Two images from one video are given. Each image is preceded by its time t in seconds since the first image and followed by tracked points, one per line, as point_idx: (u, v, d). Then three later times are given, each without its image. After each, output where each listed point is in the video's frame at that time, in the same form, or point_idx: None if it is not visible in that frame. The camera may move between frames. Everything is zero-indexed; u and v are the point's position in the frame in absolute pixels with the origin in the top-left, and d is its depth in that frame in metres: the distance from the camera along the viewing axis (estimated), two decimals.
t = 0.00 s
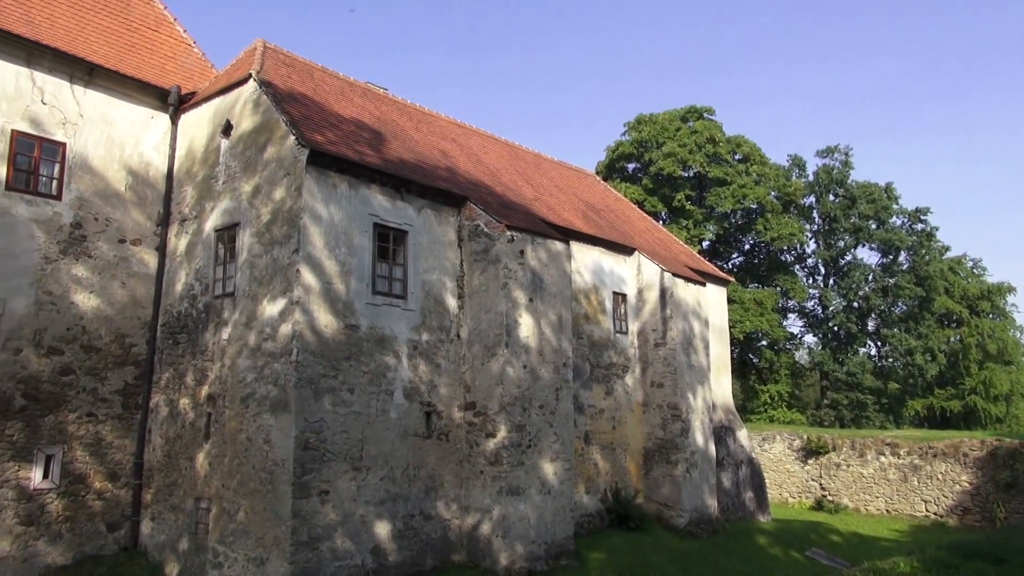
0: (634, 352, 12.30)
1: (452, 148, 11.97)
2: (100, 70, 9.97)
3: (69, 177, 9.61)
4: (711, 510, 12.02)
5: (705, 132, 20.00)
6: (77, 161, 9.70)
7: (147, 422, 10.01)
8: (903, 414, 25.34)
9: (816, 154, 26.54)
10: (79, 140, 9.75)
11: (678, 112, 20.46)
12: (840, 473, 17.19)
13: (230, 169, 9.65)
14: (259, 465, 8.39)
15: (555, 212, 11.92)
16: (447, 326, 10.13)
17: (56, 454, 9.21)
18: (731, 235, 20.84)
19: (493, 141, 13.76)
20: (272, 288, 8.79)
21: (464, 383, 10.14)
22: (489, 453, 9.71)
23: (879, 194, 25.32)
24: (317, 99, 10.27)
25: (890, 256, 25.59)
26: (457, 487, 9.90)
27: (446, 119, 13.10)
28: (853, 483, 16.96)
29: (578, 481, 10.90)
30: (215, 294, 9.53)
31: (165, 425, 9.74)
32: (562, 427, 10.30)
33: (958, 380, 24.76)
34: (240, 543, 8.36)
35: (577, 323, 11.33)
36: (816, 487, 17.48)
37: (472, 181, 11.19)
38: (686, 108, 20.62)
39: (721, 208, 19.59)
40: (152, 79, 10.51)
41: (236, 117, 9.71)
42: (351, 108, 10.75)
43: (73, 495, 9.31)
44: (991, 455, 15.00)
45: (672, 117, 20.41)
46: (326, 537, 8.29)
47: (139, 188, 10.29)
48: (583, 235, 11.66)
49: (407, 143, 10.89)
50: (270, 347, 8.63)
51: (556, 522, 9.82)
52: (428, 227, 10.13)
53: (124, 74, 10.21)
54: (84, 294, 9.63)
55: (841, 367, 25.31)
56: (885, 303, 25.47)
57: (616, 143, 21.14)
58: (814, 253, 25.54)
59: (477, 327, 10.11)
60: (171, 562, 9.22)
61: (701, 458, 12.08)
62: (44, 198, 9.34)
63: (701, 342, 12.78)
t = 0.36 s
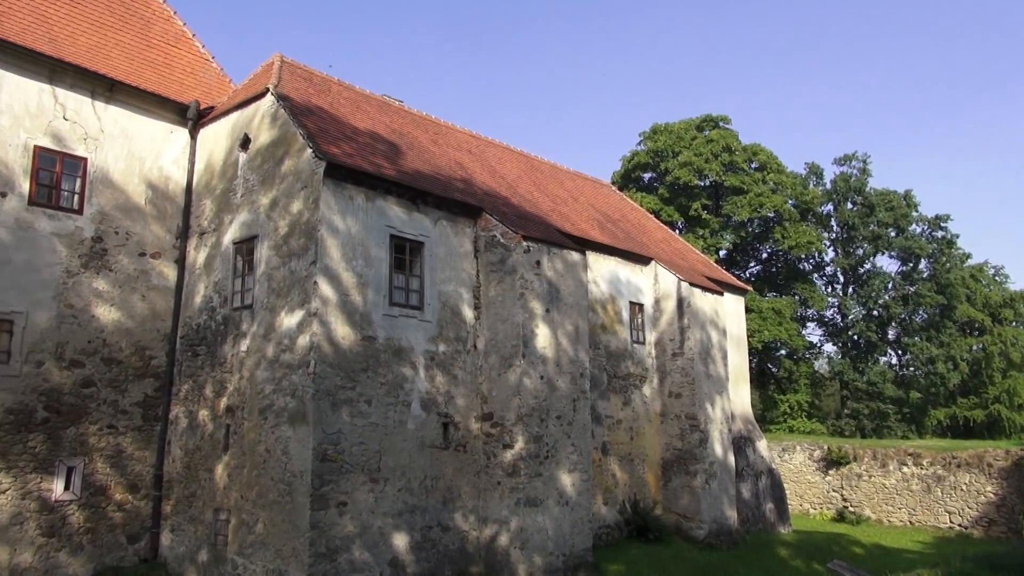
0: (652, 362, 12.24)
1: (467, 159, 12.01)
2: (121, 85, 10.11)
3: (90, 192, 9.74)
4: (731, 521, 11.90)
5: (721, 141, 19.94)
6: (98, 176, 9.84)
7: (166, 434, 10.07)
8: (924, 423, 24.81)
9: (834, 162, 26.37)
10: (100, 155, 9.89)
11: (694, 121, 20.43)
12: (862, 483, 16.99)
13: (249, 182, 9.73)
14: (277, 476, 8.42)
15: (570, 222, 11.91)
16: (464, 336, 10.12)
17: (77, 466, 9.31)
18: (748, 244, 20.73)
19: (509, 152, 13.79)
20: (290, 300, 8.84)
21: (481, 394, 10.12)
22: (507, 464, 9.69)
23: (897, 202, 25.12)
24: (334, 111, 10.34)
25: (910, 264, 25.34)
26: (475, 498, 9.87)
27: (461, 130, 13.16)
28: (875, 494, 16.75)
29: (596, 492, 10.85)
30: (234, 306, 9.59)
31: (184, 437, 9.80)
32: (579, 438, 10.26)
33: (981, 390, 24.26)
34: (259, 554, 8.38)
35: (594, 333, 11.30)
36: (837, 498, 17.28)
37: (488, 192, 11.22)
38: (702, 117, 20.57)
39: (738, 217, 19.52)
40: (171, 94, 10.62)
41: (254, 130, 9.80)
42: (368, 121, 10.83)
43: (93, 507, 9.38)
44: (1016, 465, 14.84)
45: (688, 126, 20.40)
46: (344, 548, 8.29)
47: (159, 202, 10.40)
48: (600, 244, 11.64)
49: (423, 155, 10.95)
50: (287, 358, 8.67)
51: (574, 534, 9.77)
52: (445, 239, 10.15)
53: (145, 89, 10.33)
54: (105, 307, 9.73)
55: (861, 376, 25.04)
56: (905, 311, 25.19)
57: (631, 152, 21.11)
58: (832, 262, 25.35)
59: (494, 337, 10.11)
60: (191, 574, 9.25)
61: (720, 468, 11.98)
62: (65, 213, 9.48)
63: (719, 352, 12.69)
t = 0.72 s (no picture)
0: (672, 372, 12.17)
1: (486, 170, 12.05)
2: (145, 102, 10.25)
3: (115, 207, 9.88)
4: (754, 533, 11.79)
5: (740, 149, 19.87)
6: (123, 190, 9.98)
7: (189, 446, 10.14)
8: (951, 432, 24.76)
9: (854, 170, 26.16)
10: (125, 170, 10.03)
11: (712, 129, 20.37)
12: (887, 494, 16.76)
13: (269, 195, 9.83)
14: (298, 488, 8.45)
15: (589, 232, 11.90)
16: (483, 347, 10.12)
17: (102, 477, 9.41)
18: (769, 252, 20.58)
19: (527, 163, 13.83)
20: (311, 311, 8.89)
21: (501, 404, 10.11)
22: (527, 475, 9.68)
23: (920, 209, 24.90)
24: (353, 125, 10.43)
25: (933, 271, 25.01)
26: (495, 509, 9.84)
27: (479, 141, 13.21)
28: (901, 505, 16.51)
29: (617, 503, 10.78)
30: (255, 318, 9.67)
31: (207, 448, 9.87)
32: (600, 449, 10.23)
33: (1010, 399, 24.11)
34: (281, 566, 8.41)
35: (614, 343, 11.28)
36: (863, 509, 17.05)
37: (506, 203, 11.24)
38: (720, 125, 20.51)
39: (758, 225, 19.35)
40: (194, 110, 10.76)
41: (275, 144, 9.90)
42: (386, 133, 10.90)
43: (118, 518, 9.46)
44: None
45: (706, 135, 20.35)
46: (365, 559, 8.30)
47: (182, 215, 10.52)
48: (618, 254, 11.62)
49: (442, 167, 10.99)
50: (308, 370, 8.71)
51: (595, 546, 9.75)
52: (464, 250, 10.18)
53: (168, 106, 10.47)
54: (129, 320, 9.84)
55: (885, 385, 24.73)
56: (930, 319, 24.79)
57: (649, 162, 21.08)
58: (854, 269, 25.12)
59: (514, 348, 10.11)
60: None
61: (742, 479, 11.87)
62: (90, 227, 9.63)
63: (740, 361, 12.60)
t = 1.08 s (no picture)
0: (697, 381, 12.08)
1: (507, 180, 12.08)
2: (171, 118, 10.41)
3: (143, 222, 10.03)
4: (783, 543, 11.64)
5: (762, 155, 19.70)
6: (150, 206, 10.13)
7: (217, 457, 10.23)
8: (985, 440, 24.38)
9: (880, 174, 25.88)
10: (152, 186, 10.19)
11: (734, 136, 20.26)
12: (920, 504, 16.46)
13: (294, 208, 9.92)
14: (325, 499, 8.48)
15: (611, 241, 11.87)
16: (506, 357, 10.09)
17: (131, 489, 9.51)
18: (794, 259, 20.39)
19: (548, 172, 13.85)
20: (335, 323, 8.95)
21: (526, 414, 10.09)
22: (553, 485, 9.66)
23: (948, 212, 24.54)
24: (375, 137, 10.51)
25: (963, 276, 24.64)
26: (521, 520, 9.79)
27: (500, 152, 13.25)
28: (934, 515, 16.23)
29: (644, 514, 10.70)
30: (281, 330, 9.75)
31: (234, 460, 9.95)
32: (625, 459, 10.20)
33: None
34: None
35: (638, 352, 11.23)
36: (894, 519, 16.75)
37: (528, 212, 11.26)
38: (742, 132, 20.40)
39: (782, 232, 19.21)
40: (219, 125, 10.91)
41: (299, 157, 10.01)
42: (408, 145, 10.97)
43: (147, 529, 9.55)
44: None
45: (728, 142, 20.27)
46: (392, 571, 8.30)
47: (208, 230, 10.65)
48: (641, 262, 11.57)
49: (463, 177, 11.04)
50: (333, 381, 8.76)
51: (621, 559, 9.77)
52: (487, 260, 10.20)
53: (194, 121, 10.62)
54: (157, 333, 9.97)
55: (915, 393, 24.31)
56: (960, 325, 24.41)
57: (671, 169, 21.06)
58: (881, 275, 24.80)
59: (538, 358, 10.10)
60: None
61: (770, 488, 11.74)
62: (119, 242, 9.78)
63: (766, 370, 12.48)
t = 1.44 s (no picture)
0: (735, 391, 11.94)
1: (539, 192, 12.10)
2: (209, 137, 10.62)
3: (183, 240, 10.23)
4: (827, 556, 11.42)
5: (797, 162, 19.52)
6: (190, 224, 10.33)
7: (256, 471, 10.35)
8: None
9: (919, 178, 25.43)
10: (191, 205, 10.39)
11: (768, 143, 20.16)
12: (968, 516, 16.10)
13: (329, 224, 10.05)
14: (363, 512, 8.53)
15: (645, 251, 11.81)
16: (541, 369, 10.07)
17: (174, 503, 9.66)
18: (832, 266, 20.01)
19: (581, 183, 13.84)
20: (371, 337, 9.02)
21: (562, 426, 10.05)
22: (589, 497, 9.56)
23: (991, 216, 24.01)
24: (408, 152, 10.61)
25: (1008, 281, 24.05)
26: (558, 533, 9.72)
27: (532, 164, 13.29)
28: (983, 527, 15.87)
29: (683, 527, 10.56)
30: (317, 344, 9.86)
31: (274, 473, 10.06)
32: (663, 470, 10.12)
33: None
34: None
35: (674, 362, 11.14)
36: (942, 531, 16.35)
37: (561, 224, 11.25)
38: (777, 139, 20.21)
39: (819, 239, 19.00)
40: (256, 144, 11.09)
41: (333, 174, 10.14)
42: (441, 160, 11.06)
43: (189, 542, 9.69)
44: None
45: (761, 149, 20.15)
46: None
47: (246, 246, 10.83)
48: (675, 272, 11.49)
49: (496, 190, 11.08)
50: (370, 395, 8.82)
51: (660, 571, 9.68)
52: (520, 272, 10.21)
53: (231, 140, 10.82)
54: (197, 349, 10.14)
55: (961, 402, 23.85)
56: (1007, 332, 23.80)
57: (704, 178, 20.92)
58: (922, 281, 24.32)
59: (573, 369, 10.07)
60: None
61: (812, 500, 11.54)
62: (160, 260, 9.99)
63: (805, 379, 12.30)
